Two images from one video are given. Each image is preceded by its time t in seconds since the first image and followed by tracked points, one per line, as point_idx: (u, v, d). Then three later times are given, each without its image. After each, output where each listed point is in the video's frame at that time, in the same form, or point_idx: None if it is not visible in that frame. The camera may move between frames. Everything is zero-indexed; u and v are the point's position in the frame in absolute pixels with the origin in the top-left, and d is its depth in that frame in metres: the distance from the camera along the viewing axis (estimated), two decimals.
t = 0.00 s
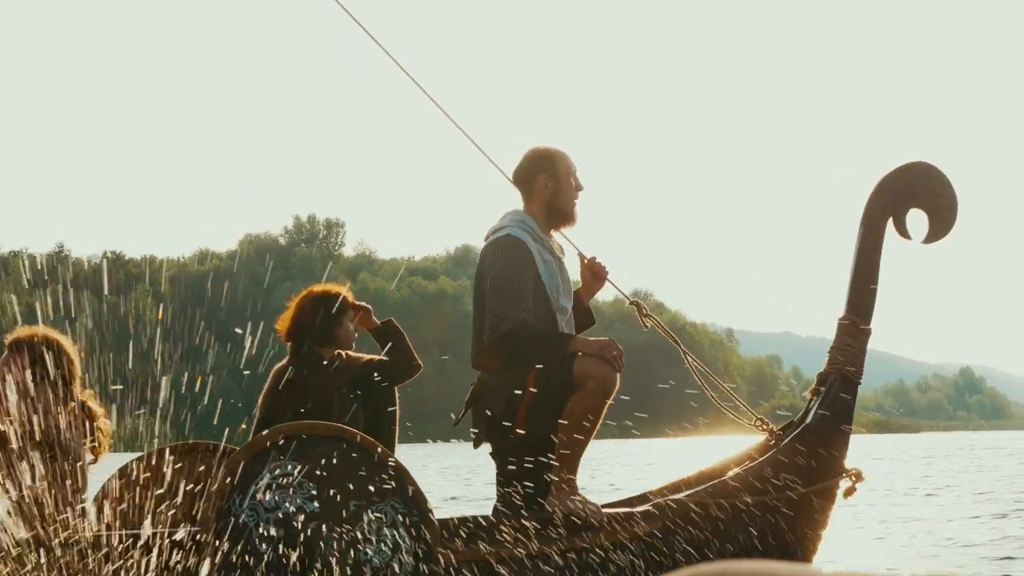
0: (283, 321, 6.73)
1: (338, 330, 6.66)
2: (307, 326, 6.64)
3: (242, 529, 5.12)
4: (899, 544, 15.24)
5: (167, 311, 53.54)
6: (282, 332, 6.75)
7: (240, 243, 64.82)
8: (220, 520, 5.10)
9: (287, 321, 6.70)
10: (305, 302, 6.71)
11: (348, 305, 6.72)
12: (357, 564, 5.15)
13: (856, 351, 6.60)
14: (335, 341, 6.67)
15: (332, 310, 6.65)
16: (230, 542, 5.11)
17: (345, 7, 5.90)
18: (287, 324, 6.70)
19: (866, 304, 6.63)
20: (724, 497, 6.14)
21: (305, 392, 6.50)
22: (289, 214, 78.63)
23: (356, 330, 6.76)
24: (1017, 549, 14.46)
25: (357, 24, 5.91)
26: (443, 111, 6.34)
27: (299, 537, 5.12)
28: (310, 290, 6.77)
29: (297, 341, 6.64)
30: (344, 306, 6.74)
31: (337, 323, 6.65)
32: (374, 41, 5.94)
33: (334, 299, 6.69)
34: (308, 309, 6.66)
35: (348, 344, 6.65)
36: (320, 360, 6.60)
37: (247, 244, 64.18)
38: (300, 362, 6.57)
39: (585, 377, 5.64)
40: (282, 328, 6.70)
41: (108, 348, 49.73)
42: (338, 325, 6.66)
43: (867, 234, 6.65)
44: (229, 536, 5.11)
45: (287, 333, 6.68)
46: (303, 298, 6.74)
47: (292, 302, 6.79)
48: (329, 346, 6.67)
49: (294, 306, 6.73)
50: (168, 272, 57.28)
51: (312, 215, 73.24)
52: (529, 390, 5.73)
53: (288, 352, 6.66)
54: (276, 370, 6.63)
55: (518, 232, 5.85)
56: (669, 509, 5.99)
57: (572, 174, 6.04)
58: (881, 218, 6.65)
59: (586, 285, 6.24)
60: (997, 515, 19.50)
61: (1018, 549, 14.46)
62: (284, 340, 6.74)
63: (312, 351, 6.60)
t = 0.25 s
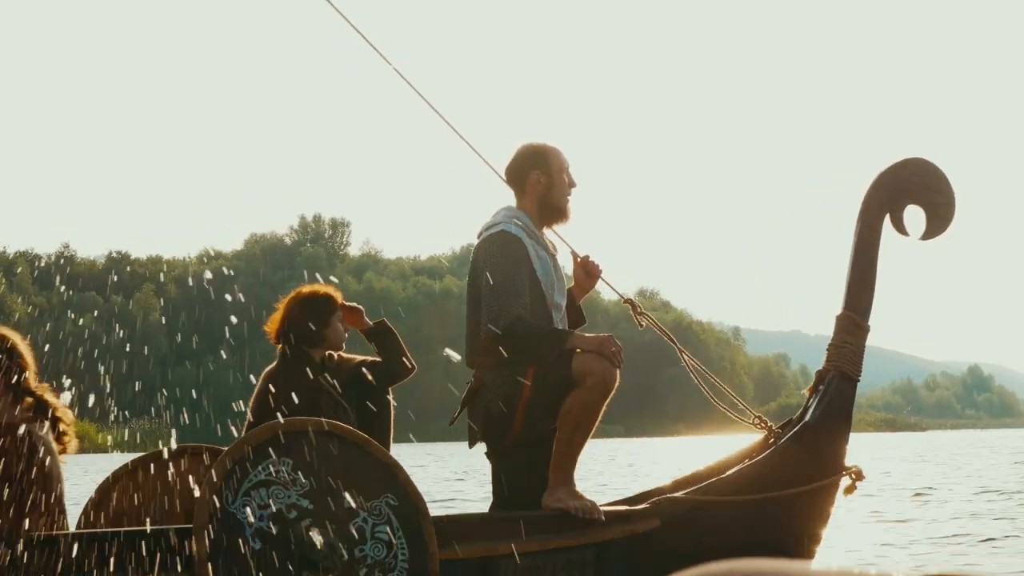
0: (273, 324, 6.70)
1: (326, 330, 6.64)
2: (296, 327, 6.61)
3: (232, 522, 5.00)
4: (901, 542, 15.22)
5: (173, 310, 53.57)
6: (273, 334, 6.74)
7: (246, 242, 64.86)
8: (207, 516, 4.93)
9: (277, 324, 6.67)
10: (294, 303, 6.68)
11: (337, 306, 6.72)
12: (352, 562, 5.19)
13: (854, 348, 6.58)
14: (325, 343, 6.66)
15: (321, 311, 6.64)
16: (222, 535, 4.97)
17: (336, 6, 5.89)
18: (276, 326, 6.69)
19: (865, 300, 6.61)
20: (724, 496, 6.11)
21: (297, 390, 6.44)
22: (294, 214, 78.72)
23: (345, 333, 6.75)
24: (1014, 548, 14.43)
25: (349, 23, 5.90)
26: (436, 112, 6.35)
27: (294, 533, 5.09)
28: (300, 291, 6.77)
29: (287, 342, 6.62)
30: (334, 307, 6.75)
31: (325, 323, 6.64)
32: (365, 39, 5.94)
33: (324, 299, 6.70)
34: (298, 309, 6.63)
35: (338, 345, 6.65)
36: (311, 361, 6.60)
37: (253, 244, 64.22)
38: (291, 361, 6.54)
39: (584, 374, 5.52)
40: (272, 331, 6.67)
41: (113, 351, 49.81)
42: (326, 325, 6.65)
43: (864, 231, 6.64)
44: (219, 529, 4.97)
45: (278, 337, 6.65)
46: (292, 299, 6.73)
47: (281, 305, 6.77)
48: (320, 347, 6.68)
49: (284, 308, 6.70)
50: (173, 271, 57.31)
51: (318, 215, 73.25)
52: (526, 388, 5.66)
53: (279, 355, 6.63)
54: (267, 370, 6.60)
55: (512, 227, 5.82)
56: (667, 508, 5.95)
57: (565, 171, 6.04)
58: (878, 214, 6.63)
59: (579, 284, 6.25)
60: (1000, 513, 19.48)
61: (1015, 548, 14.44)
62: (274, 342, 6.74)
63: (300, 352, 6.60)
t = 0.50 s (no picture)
0: (266, 323, 6.65)
1: (321, 330, 6.60)
2: (291, 326, 6.56)
3: (225, 525, 4.90)
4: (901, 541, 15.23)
5: (175, 310, 53.50)
6: (265, 332, 6.70)
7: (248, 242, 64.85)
8: (198, 516, 4.84)
9: (270, 323, 6.62)
10: (288, 303, 6.62)
11: (330, 307, 6.70)
12: (346, 562, 5.13)
13: (852, 346, 6.54)
14: (320, 343, 6.63)
15: (316, 310, 6.60)
16: (213, 538, 4.87)
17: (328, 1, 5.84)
18: (270, 325, 6.63)
19: (861, 298, 6.57)
20: (722, 493, 6.06)
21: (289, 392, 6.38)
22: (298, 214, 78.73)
23: (339, 331, 6.72)
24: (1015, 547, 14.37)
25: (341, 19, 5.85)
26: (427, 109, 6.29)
27: (285, 535, 5.01)
28: (292, 291, 6.72)
29: (280, 344, 6.57)
30: (327, 308, 6.71)
31: (319, 324, 6.60)
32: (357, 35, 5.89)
33: (318, 298, 6.66)
34: (292, 308, 6.58)
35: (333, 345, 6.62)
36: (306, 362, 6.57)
37: (256, 243, 64.22)
38: (285, 362, 6.50)
39: (581, 373, 5.38)
40: (265, 330, 6.62)
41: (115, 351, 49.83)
42: (321, 324, 6.61)
43: (862, 228, 6.59)
44: (207, 530, 4.86)
45: (271, 336, 6.61)
46: (286, 298, 6.68)
47: (272, 305, 6.72)
48: (314, 347, 6.65)
49: (276, 307, 6.66)
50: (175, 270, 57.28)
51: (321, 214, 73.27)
52: (521, 388, 5.57)
53: (272, 355, 6.58)
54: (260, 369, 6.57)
55: (506, 224, 5.77)
56: (663, 508, 5.90)
57: (557, 168, 6.01)
58: (876, 211, 6.58)
59: (573, 283, 6.23)
60: (1003, 512, 19.42)
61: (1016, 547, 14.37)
62: (267, 340, 6.70)
63: (295, 350, 6.55)
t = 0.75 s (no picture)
0: (259, 317, 6.57)
1: (316, 329, 6.52)
2: (285, 324, 6.48)
3: (206, 528, 4.80)
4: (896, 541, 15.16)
5: (173, 308, 53.40)
6: (260, 329, 6.60)
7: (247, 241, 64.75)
8: (179, 519, 4.75)
9: (264, 318, 6.55)
10: (282, 298, 6.54)
11: (327, 306, 6.61)
12: (328, 566, 5.03)
13: (845, 346, 6.45)
14: (313, 340, 6.57)
15: (310, 308, 6.50)
16: (193, 543, 4.77)
17: None
18: (263, 319, 6.55)
19: (855, 298, 6.48)
20: (713, 496, 5.97)
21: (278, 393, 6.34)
22: (298, 212, 78.69)
23: (333, 329, 6.64)
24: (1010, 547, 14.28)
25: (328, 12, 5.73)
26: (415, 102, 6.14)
27: (266, 538, 4.91)
28: (288, 285, 6.61)
29: (274, 340, 6.50)
30: (324, 307, 6.62)
31: (315, 323, 6.52)
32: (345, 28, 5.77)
33: (314, 297, 6.55)
34: (286, 307, 6.50)
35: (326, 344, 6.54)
36: (298, 361, 6.50)
37: (254, 242, 64.11)
38: (277, 360, 6.43)
39: (566, 374, 5.33)
40: (258, 325, 6.54)
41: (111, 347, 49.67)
42: (317, 324, 6.54)
43: (856, 227, 6.50)
44: (187, 534, 4.76)
45: (264, 331, 6.53)
46: (281, 295, 6.56)
47: (268, 297, 6.62)
48: (308, 344, 6.58)
49: (270, 304, 6.57)
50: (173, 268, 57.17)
51: (321, 213, 73.18)
52: (508, 388, 5.50)
53: (264, 352, 6.51)
54: (251, 366, 6.49)
55: (495, 223, 5.67)
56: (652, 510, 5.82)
57: (548, 164, 5.87)
58: (870, 209, 6.49)
59: (563, 282, 6.12)
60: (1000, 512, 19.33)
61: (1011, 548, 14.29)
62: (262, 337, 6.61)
63: (289, 348, 6.48)
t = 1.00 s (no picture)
0: (247, 312, 6.39)
1: (304, 328, 6.36)
2: (274, 321, 6.32)
3: (183, 534, 4.70)
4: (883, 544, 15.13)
5: (166, 307, 53.24)
6: (246, 324, 6.44)
7: (241, 241, 64.64)
8: (156, 524, 4.65)
9: (252, 314, 6.37)
10: (271, 295, 6.36)
11: (317, 305, 6.46)
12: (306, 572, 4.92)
13: (834, 349, 6.37)
14: (301, 338, 6.42)
15: (299, 305, 6.33)
16: (169, 548, 4.67)
17: None
18: (252, 316, 6.37)
19: (845, 299, 6.40)
20: (699, 500, 5.88)
21: (265, 391, 6.12)
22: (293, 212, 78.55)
23: (321, 327, 6.49)
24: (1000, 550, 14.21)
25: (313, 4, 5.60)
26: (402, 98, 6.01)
27: (244, 544, 4.81)
28: (278, 282, 6.44)
29: (262, 337, 6.33)
30: (314, 305, 6.46)
31: (303, 321, 6.36)
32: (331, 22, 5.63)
33: (305, 294, 6.39)
34: (273, 304, 6.32)
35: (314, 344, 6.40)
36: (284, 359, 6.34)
37: (249, 242, 64.00)
38: (263, 357, 6.25)
39: (549, 378, 5.26)
40: (246, 320, 6.37)
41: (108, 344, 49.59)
42: (305, 322, 6.37)
43: (847, 231, 6.42)
44: (163, 538, 4.66)
45: (252, 327, 6.37)
46: (269, 290, 6.41)
47: (258, 292, 6.43)
48: (294, 342, 6.43)
49: (258, 300, 6.40)
50: (167, 267, 57.05)
51: (315, 214, 73.09)
52: (491, 391, 5.42)
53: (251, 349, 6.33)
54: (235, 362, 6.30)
55: (482, 223, 5.56)
56: (638, 513, 5.73)
57: (536, 164, 5.73)
58: (862, 211, 6.40)
59: (551, 282, 6.00)
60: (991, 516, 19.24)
61: (1001, 550, 14.22)
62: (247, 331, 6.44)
63: (276, 346, 6.32)
